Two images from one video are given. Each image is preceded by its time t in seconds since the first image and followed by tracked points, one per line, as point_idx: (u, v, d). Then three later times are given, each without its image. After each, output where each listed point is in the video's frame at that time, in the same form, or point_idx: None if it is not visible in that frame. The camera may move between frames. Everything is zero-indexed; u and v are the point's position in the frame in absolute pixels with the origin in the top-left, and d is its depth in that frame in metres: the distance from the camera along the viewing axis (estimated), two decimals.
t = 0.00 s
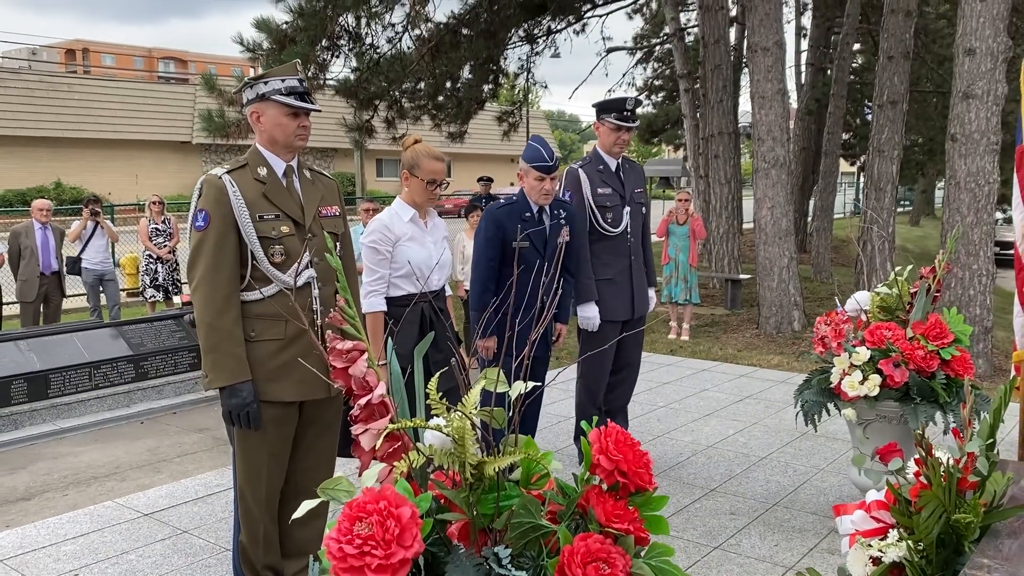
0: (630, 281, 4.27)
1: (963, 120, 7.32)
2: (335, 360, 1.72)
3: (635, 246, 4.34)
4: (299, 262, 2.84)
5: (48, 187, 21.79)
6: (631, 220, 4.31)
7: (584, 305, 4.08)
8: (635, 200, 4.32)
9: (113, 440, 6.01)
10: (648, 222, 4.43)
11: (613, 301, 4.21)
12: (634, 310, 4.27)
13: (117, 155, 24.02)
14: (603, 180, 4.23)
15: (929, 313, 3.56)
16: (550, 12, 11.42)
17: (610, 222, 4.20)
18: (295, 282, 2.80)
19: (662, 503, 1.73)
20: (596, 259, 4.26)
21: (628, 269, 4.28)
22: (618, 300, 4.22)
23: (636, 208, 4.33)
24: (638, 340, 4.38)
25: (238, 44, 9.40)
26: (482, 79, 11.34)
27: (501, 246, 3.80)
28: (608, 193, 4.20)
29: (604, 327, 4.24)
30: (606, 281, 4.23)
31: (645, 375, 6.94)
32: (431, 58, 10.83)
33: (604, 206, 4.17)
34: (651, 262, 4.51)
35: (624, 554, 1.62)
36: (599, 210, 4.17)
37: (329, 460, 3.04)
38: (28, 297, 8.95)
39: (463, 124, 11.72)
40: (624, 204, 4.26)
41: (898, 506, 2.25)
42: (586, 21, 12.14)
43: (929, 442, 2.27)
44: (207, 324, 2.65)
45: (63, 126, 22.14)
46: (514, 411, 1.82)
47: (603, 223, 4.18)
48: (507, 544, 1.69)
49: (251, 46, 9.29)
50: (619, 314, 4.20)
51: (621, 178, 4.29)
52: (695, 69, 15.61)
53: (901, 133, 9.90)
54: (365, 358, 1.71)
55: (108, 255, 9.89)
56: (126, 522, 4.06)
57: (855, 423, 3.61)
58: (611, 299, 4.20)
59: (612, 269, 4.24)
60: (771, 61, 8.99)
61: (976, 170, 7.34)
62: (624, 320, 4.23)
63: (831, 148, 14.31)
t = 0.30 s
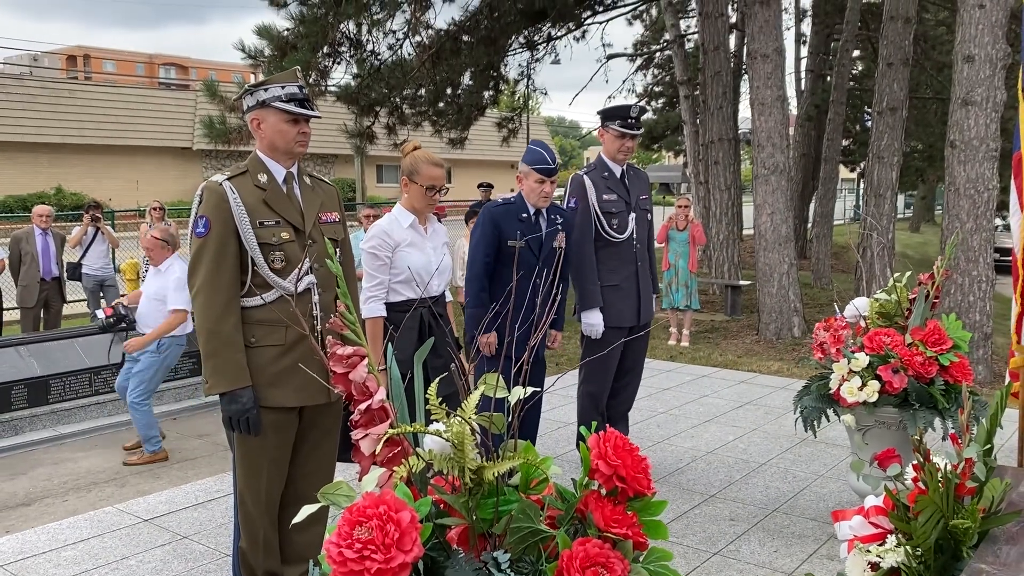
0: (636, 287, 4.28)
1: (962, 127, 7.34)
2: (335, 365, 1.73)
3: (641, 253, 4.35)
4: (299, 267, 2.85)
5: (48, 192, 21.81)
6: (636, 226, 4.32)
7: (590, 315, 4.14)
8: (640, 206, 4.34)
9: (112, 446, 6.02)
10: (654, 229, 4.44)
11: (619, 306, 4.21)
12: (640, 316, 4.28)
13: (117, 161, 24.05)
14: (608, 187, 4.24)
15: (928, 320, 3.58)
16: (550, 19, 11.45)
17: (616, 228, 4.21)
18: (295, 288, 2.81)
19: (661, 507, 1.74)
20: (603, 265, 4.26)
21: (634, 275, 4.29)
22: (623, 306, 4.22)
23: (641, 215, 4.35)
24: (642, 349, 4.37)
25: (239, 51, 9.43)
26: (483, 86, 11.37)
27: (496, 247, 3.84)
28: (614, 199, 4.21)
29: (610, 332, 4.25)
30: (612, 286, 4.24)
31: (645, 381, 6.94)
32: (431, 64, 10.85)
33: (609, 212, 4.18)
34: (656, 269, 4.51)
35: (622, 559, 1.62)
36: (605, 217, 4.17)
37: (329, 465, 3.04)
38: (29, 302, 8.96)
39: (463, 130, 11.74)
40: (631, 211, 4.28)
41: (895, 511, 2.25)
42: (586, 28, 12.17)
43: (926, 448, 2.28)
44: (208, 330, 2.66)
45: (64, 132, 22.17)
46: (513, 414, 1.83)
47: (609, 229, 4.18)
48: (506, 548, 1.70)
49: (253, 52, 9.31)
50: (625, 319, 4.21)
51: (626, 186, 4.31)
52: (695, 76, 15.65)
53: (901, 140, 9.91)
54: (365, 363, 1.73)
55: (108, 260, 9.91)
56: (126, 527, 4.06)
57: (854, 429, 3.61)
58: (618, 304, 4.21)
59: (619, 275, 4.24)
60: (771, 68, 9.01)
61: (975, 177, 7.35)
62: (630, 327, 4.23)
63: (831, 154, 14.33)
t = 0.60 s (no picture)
0: (643, 292, 4.30)
1: (961, 133, 7.36)
2: (334, 370, 1.74)
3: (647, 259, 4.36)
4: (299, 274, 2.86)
5: (49, 197, 21.83)
6: (641, 232, 4.33)
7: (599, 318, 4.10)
8: (644, 212, 4.35)
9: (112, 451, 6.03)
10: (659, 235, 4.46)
11: (627, 312, 4.23)
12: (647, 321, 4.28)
13: (118, 166, 24.09)
14: (611, 193, 4.26)
15: (925, 325, 3.58)
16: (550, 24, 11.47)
17: (621, 233, 4.23)
18: (295, 293, 2.83)
19: (658, 512, 1.75)
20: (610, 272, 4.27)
21: (641, 280, 4.31)
22: (631, 311, 4.24)
23: (646, 219, 4.37)
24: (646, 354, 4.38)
25: (240, 57, 9.45)
26: (483, 91, 11.38)
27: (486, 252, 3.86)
28: (618, 204, 4.23)
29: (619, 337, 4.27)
30: (619, 292, 4.26)
31: (644, 386, 6.95)
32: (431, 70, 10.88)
33: (614, 217, 4.20)
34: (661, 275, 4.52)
35: (619, 564, 1.63)
36: (610, 222, 4.19)
37: (329, 470, 3.05)
38: (29, 307, 8.97)
39: (463, 135, 11.75)
40: (636, 217, 4.30)
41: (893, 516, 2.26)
42: (586, 34, 12.19)
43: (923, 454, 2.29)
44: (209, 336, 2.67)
45: (65, 136, 22.20)
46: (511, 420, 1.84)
47: (615, 235, 4.20)
48: (504, 552, 1.71)
49: (253, 58, 9.32)
50: (633, 325, 4.22)
51: (631, 191, 4.32)
52: (695, 82, 15.68)
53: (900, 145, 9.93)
54: (364, 369, 1.74)
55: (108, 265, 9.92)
56: (125, 532, 4.07)
57: (852, 434, 3.62)
58: (624, 310, 4.22)
59: (626, 280, 4.26)
60: (771, 74, 9.04)
61: (974, 182, 7.37)
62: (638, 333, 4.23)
63: (830, 159, 14.35)
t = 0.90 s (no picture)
0: (644, 293, 4.29)
1: (960, 136, 7.37)
2: (334, 372, 1.75)
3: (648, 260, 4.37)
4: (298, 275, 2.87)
5: (49, 200, 21.83)
6: (642, 234, 4.34)
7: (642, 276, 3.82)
8: (645, 213, 4.36)
9: (112, 453, 6.03)
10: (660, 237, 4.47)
11: (626, 312, 4.24)
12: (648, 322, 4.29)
13: (118, 169, 24.09)
14: (612, 196, 4.27)
15: (924, 328, 3.59)
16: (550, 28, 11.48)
17: (623, 234, 4.24)
18: (294, 295, 2.83)
19: (656, 514, 1.76)
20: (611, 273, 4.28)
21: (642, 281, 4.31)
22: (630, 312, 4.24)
23: (647, 221, 4.38)
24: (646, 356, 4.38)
25: (239, 60, 9.45)
26: (483, 94, 11.38)
27: (482, 255, 3.89)
28: (619, 206, 4.25)
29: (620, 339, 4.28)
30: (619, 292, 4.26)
31: (644, 389, 6.96)
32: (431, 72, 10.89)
33: (615, 219, 4.21)
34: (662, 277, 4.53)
35: (618, 565, 1.64)
36: (612, 224, 4.21)
37: (329, 471, 3.05)
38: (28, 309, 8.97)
39: (463, 138, 11.71)
40: (637, 217, 4.31)
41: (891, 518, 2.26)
42: (585, 37, 12.20)
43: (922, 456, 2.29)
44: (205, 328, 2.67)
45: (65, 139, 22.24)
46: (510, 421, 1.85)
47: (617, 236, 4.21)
48: (503, 553, 1.72)
49: (253, 60, 9.32)
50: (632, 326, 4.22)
51: (632, 193, 4.33)
52: (695, 85, 15.69)
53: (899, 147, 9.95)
54: (365, 370, 1.75)
55: (108, 268, 9.93)
56: (125, 534, 4.07)
57: (851, 436, 3.63)
58: (625, 311, 4.23)
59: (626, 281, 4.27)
60: (770, 77, 9.06)
61: (973, 186, 7.38)
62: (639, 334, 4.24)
63: (830, 162, 14.36)
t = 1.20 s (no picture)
0: (643, 292, 4.30)
1: (959, 138, 7.38)
2: (336, 371, 1.75)
3: (648, 260, 4.38)
4: (298, 271, 2.87)
5: (48, 202, 21.82)
6: (645, 233, 4.36)
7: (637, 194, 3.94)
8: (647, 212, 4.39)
9: (112, 454, 6.03)
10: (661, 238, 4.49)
11: (623, 310, 4.26)
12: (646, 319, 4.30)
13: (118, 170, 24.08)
14: (615, 196, 4.27)
15: (924, 328, 3.59)
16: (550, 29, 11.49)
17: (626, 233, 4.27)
18: (292, 292, 2.83)
19: (657, 513, 1.76)
20: (609, 269, 4.33)
21: (641, 280, 4.31)
22: (627, 310, 4.27)
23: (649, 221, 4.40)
24: (646, 356, 4.37)
25: (239, 61, 9.44)
26: (483, 96, 11.38)
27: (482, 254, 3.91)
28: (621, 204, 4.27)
29: (618, 336, 4.31)
30: (616, 290, 4.30)
31: (644, 390, 6.96)
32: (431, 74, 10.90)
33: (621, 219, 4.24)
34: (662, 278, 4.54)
35: (620, 563, 1.64)
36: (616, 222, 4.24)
37: (330, 471, 3.05)
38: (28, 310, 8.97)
39: (463, 140, 11.70)
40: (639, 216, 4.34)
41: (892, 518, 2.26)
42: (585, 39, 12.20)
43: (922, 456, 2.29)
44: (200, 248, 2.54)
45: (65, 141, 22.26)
46: (512, 419, 1.85)
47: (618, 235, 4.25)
48: (505, 551, 1.72)
49: (253, 62, 9.32)
50: (631, 325, 4.23)
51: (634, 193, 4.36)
52: (695, 87, 15.68)
53: (899, 149, 9.96)
54: (366, 369, 1.75)
55: (109, 269, 9.93)
56: (126, 535, 4.07)
57: (852, 437, 3.63)
58: (623, 309, 4.26)
59: (624, 279, 4.30)
60: (770, 78, 9.06)
61: (973, 187, 7.39)
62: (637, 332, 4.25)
63: (830, 164, 14.37)
